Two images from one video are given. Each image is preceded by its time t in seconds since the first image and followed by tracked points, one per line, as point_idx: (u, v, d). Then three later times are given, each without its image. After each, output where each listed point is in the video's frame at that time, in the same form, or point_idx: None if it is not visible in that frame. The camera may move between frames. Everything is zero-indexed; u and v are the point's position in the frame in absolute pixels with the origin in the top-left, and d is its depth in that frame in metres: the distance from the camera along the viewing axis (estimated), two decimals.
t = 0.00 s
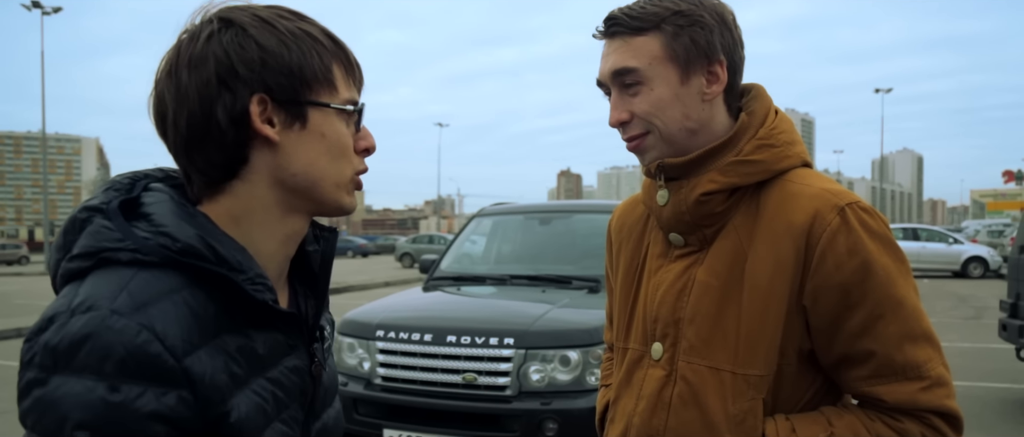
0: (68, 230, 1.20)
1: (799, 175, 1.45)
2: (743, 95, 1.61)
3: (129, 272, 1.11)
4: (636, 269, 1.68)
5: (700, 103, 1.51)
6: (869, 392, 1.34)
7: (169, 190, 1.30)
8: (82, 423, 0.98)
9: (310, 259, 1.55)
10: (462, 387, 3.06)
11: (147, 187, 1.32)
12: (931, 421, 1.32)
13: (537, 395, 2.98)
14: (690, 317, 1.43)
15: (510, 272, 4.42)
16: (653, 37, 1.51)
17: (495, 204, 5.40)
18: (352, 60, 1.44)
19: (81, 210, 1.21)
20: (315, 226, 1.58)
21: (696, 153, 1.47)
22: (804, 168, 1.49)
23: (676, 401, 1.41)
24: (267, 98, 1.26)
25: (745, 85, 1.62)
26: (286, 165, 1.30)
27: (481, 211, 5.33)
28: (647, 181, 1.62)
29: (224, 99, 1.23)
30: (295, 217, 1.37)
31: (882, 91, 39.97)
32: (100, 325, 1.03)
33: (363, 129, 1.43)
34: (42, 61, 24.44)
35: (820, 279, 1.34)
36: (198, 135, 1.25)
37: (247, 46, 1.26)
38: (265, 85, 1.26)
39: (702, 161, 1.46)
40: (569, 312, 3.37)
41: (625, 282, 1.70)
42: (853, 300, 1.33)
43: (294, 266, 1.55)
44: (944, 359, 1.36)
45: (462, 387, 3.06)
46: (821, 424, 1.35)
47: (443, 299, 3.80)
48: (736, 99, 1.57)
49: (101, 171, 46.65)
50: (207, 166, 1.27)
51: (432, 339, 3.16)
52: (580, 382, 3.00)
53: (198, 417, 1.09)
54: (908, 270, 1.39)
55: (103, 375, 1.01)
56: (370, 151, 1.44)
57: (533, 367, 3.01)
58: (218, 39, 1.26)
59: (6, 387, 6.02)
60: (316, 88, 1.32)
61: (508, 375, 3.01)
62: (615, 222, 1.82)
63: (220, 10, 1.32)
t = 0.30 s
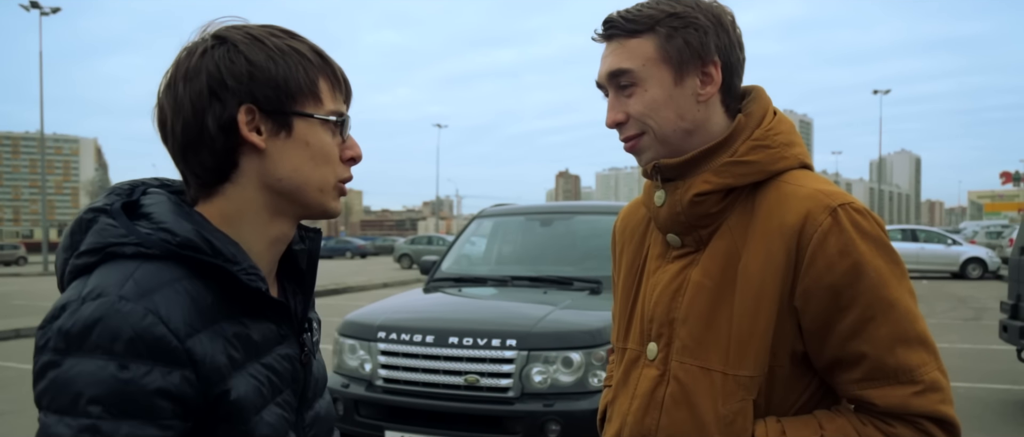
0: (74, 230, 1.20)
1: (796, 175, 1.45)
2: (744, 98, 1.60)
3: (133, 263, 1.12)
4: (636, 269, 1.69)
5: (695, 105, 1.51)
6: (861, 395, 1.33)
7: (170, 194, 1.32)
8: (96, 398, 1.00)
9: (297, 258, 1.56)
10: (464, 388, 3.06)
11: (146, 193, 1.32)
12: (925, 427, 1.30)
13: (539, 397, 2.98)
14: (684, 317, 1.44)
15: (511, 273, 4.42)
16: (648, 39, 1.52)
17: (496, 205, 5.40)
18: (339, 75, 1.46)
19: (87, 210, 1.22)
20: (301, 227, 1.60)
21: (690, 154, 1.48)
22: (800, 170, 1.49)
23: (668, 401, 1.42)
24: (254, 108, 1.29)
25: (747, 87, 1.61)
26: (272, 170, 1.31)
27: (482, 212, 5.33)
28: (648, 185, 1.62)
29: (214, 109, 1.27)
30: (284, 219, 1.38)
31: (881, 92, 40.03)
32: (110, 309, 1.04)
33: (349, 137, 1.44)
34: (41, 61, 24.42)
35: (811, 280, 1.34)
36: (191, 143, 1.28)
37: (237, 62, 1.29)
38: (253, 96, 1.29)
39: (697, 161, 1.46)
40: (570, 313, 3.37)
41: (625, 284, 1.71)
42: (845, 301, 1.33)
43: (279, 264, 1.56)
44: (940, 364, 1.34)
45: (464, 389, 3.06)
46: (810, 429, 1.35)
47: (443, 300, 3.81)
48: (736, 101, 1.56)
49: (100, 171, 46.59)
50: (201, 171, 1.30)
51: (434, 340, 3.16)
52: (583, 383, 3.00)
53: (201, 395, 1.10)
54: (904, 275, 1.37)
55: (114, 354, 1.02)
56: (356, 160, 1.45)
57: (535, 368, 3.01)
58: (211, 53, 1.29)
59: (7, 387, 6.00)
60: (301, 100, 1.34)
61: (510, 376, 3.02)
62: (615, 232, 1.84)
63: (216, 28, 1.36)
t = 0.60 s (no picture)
0: (85, 219, 1.25)
1: (787, 176, 1.41)
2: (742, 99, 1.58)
3: (131, 253, 1.16)
4: (636, 269, 1.69)
5: (687, 106, 1.49)
6: (849, 397, 1.28)
7: (175, 193, 1.34)
8: (83, 374, 1.05)
9: (293, 259, 1.54)
10: (462, 389, 3.04)
11: (154, 189, 1.37)
12: (915, 431, 1.24)
13: (538, 397, 2.97)
14: (675, 317, 1.42)
15: (508, 274, 4.40)
16: (640, 41, 1.51)
17: (493, 205, 5.38)
18: (331, 85, 1.45)
19: (96, 202, 1.27)
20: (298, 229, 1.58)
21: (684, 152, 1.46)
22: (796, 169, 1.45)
23: (659, 400, 1.40)
24: (247, 117, 1.29)
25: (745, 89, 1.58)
26: (265, 175, 1.31)
27: (480, 212, 5.31)
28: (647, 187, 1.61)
29: (209, 119, 1.28)
30: (277, 220, 1.37)
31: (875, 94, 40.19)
32: (104, 293, 1.09)
33: (341, 142, 1.42)
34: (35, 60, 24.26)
35: (798, 280, 1.31)
36: (190, 150, 1.30)
37: (230, 74, 1.29)
38: (244, 106, 1.29)
39: (690, 160, 1.45)
40: (569, 314, 3.35)
41: (625, 285, 1.71)
42: (832, 301, 1.29)
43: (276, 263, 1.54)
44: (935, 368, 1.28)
45: (462, 389, 3.04)
46: (798, 430, 1.30)
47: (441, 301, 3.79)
48: (732, 102, 1.54)
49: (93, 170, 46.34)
50: (201, 176, 1.31)
51: (432, 340, 3.14)
52: (581, 384, 2.99)
53: (183, 378, 1.15)
54: (897, 277, 1.32)
55: (103, 334, 1.07)
56: (348, 162, 1.43)
57: (534, 369, 3.00)
58: (205, 66, 1.30)
59: None
60: (292, 108, 1.33)
61: (509, 377, 3.01)
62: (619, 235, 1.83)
63: (213, 41, 1.37)
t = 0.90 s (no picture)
0: (85, 218, 1.29)
1: (789, 173, 1.37)
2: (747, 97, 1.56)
3: (129, 249, 1.20)
4: (644, 268, 1.68)
5: (688, 105, 1.48)
6: (850, 396, 1.23)
7: (172, 191, 1.39)
8: (82, 361, 1.08)
9: (287, 258, 1.54)
10: (462, 389, 3.04)
11: (154, 191, 1.41)
12: (918, 430, 1.19)
13: (538, 397, 2.97)
14: (677, 316, 1.41)
15: (507, 274, 4.39)
16: (641, 41, 1.51)
17: (491, 206, 5.38)
18: (323, 87, 1.46)
19: (97, 201, 1.32)
20: (293, 230, 1.58)
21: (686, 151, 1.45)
22: (800, 167, 1.42)
23: (660, 399, 1.39)
24: (238, 119, 1.32)
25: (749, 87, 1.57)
26: (258, 176, 1.34)
27: (477, 213, 5.30)
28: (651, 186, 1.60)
29: (201, 122, 1.31)
30: (269, 219, 1.39)
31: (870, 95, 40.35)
32: (102, 286, 1.13)
33: (334, 141, 1.43)
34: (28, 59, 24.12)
35: (796, 278, 1.26)
36: (186, 153, 1.34)
37: (221, 80, 1.32)
38: (235, 109, 1.31)
39: (691, 159, 1.43)
40: (568, 314, 3.35)
41: (632, 285, 1.70)
42: (831, 298, 1.23)
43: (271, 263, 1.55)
44: (940, 364, 1.22)
45: (462, 389, 3.04)
46: (799, 428, 1.26)
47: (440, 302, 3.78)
48: (735, 101, 1.52)
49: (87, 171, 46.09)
50: (198, 178, 1.35)
51: (432, 341, 3.13)
52: (582, 384, 2.99)
53: (177, 367, 1.18)
54: (900, 273, 1.26)
55: (101, 325, 1.11)
56: (342, 162, 1.43)
57: (534, 369, 3.00)
58: (199, 72, 1.34)
59: None
60: (281, 110, 1.34)
61: (509, 377, 3.01)
62: (628, 232, 1.82)
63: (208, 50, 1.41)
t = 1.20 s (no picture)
0: (121, 207, 1.33)
1: (805, 167, 1.36)
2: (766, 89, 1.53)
3: (163, 240, 1.22)
4: (664, 263, 1.67)
5: (699, 99, 1.47)
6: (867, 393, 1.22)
7: (205, 186, 1.42)
8: (119, 342, 1.10)
9: (313, 258, 1.57)
10: (459, 387, 3.02)
11: (188, 184, 1.43)
12: (937, 428, 1.18)
13: (535, 394, 2.95)
14: (693, 311, 1.40)
15: (502, 271, 4.38)
16: (653, 35, 1.51)
17: (485, 203, 5.35)
18: (335, 82, 1.46)
19: (135, 192, 1.35)
20: (317, 232, 1.63)
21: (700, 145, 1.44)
22: (817, 160, 1.40)
23: (678, 394, 1.39)
24: (258, 123, 1.34)
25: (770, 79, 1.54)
26: (284, 175, 1.35)
27: (471, 210, 5.27)
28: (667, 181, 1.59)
29: (224, 131, 1.34)
30: (296, 212, 1.41)
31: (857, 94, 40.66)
32: (140, 270, 1.15)
33: (352, 134, 1.42)
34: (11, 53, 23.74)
35: (812, 274, 1.25)
36: (213, 161, 1.37)
37: (237, 87, 1.34)
38: (254, 113, 1.33)
39: (705, 154, 1.43)
40: (565, 311, 3.34)
41: (653, 282, 1.69)
42: (848, 294, 1.23)
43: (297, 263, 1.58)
44: (960, 362, 1.21)
45: (459, 387, 3.02)
46: (816, 425, 1.26)
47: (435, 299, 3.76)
48: (752, 96, 1.50)
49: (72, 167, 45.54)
50: (226, 183, 1.38)
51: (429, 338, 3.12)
52: (579, 381, 2.99)
53: (209, 353, 1.19)
54: (918, 268, 1.25)
55: (137, 307, 1.13)
56: (361, 153, 1.43)
57: (531, 366, 2.98)
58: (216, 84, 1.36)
59: None
60: (297, 110, 1.35)
61: (506, 374, 2.98)
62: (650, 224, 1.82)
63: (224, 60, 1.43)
